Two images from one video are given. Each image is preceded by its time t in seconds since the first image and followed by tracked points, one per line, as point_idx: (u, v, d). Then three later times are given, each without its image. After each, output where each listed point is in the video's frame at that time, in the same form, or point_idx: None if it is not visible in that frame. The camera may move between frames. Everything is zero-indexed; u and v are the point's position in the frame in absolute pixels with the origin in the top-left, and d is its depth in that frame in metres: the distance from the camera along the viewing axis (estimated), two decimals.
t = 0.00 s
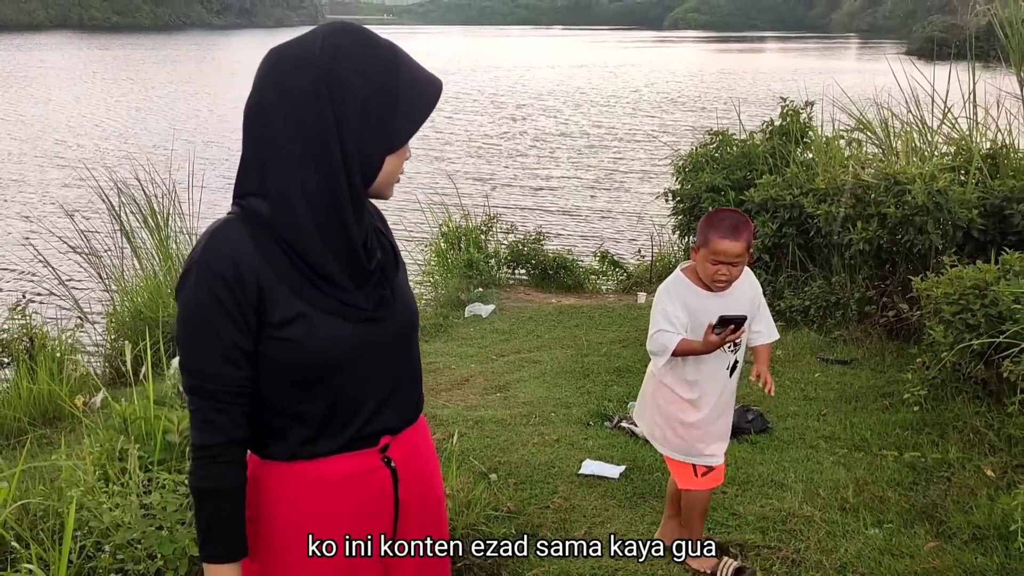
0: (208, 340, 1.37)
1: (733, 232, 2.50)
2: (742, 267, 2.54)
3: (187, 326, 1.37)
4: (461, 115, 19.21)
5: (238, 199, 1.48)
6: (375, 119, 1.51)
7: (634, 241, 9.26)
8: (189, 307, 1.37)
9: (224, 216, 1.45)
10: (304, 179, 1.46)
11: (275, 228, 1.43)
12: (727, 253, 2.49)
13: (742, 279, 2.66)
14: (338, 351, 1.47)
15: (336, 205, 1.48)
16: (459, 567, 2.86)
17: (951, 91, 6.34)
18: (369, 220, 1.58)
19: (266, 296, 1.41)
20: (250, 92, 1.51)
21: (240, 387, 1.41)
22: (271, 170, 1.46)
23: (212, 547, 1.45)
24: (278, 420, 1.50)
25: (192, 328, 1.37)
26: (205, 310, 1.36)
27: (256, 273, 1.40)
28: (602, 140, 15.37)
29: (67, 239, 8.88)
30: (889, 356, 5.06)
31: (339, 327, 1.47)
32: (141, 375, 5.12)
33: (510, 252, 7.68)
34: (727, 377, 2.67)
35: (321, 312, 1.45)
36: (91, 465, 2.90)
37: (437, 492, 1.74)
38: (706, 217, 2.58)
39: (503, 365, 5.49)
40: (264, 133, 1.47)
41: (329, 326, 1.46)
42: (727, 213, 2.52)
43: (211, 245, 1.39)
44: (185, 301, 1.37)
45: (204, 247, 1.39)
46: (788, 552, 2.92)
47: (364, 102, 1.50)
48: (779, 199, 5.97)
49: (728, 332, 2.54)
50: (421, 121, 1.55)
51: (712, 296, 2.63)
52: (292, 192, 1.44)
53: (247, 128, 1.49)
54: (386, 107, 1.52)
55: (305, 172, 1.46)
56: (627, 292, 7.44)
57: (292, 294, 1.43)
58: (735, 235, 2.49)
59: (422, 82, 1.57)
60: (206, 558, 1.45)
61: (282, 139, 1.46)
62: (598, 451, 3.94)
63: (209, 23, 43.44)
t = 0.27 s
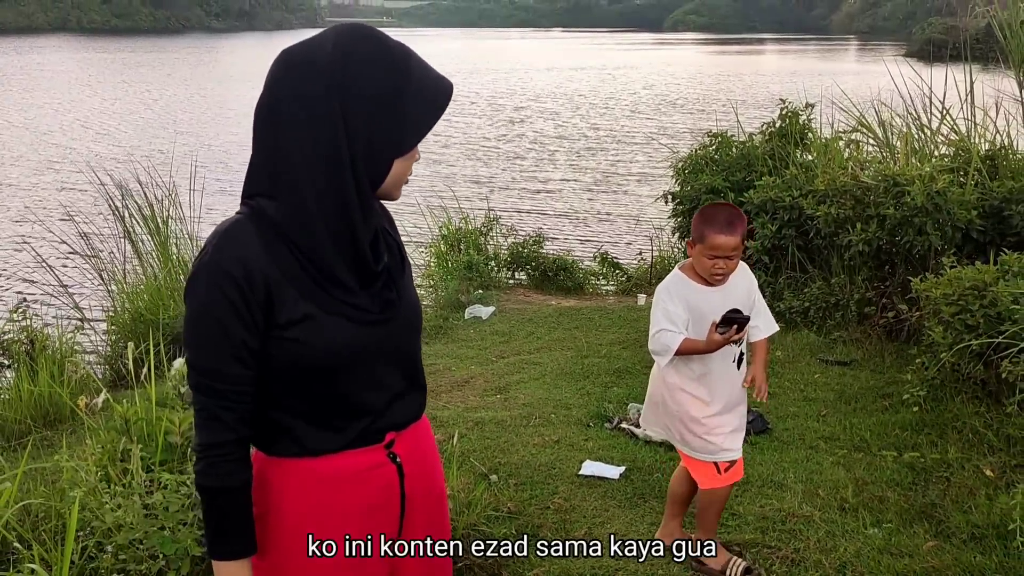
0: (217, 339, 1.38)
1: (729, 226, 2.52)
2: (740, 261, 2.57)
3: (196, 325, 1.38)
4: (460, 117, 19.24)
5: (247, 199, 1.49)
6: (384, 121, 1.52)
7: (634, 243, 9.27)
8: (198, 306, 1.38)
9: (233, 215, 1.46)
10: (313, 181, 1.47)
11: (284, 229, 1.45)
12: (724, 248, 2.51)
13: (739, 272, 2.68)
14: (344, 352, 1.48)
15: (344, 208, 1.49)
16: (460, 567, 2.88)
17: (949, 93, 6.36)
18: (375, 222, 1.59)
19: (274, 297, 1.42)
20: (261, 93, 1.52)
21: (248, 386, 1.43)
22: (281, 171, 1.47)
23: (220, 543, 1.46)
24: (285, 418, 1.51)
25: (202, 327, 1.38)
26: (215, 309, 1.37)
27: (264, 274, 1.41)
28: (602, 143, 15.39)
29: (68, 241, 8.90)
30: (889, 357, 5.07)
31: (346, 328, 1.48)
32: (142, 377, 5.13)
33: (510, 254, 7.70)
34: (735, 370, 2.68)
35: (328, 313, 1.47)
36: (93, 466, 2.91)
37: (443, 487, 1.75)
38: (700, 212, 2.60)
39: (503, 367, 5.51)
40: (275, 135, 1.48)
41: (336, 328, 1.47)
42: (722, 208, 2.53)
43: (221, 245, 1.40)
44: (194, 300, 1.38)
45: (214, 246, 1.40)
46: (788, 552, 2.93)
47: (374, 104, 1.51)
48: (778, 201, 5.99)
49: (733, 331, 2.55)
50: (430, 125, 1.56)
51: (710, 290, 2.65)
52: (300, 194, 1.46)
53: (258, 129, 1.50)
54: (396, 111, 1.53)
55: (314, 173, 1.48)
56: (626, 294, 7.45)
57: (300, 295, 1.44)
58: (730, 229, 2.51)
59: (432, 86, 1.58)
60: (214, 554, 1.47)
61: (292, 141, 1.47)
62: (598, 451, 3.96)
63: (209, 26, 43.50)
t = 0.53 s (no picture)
0: (232, 341, 1.38)
1: (735, 236, 2.48)
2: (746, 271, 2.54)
3: (210, 328, 1.38)
4: (459, 120, 19.27)
5: (254, 202, 1.50)
6: (388, 124, 1.54)
7: (632, 245, 9.29)
8: (212, 309, 1.38)
9: (241, 219, 1.46)
10: (321, 184, 1.48)
11: (294, 232, 1.45)
12: (730, 259, 2.48)
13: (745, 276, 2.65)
14: (355, 351, 1.49)
15: (352, 209, 1.50)
16: (458, 569, 2.88)
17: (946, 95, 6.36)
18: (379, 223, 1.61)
19: (287, 298, 1.43)
20: (265, 98, 1.52)
21: (262, 387, 1.43)
22: (289, 174, 1.47)
23: (242, 546, 1.47)
24: (297, 419, 1.51)
25: (217, 330, 1.38)
26: (229, 312, 1.37)
27: (277, 275, 1.42)
28: (600, 146, 15.41)
29: (66, 245, 8.91)
30: (886, 359, 5.08)
31: (355, 328, 1.50)
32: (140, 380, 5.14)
33: (508, 257, 7.71)
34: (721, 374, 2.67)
35: (339, 313, 1.47)
36: (92, 469, 2.92)
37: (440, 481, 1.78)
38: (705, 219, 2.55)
39: (501, 369, 5.52)
40: (281, 140, 1.48)
41: (346, 328, 1.48)
42: (728, 216, 2.48)
43: (233, 248, 1.40)
44: (208, 303, 1.38)
45: (226, 249, 1.40)
46: (785, 553, 2.94)
47: (378, 107, 1.53)
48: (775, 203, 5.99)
49: (733, 339, 2.55)
50: (433, 127, 1.58)
51: (714, 297, 2.62)
52: (310, 197, 1.47)
53: (263, 134, 1.50)
54: (399, 113, 1.54)
55: (322, 176, 1.49)
56: (624, 296, 7.47)
57: (312, 295, 1.45)
58: (736, 239, 2.47)
59: (433, 88, 1.59)
60: (239, 558, 1.48)
61: (300, 144, 1.48)
62: (596, 453, 3.97)
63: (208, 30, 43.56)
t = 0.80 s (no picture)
0: (246, 341, 1.38)
1: (731, 241, 2.41)
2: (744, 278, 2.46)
3: (223, 328, 1.37)
4: (457, 123, 19.29)
5: (260, 202, 1.49)
6: (392, 124, 1.55)
7: (630, 247, 9.30)
8: (225, 309, 1.37)
9: (248, 220, 1.46)
10: (329, 183, 1.49)
11: (303, 231, 1.46)
12: (726, 265, 2.41)
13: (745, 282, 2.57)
14: (363, 349, 1.51)
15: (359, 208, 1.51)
16: (458, 571, 2.88)
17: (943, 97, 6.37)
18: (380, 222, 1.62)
19: (297, 297, 1.43)
20: (268, 99, 1.52)
21: (275, 387, 1.43)
22: (296, 174, 1.48)
23: (262, 546, 1.47)
24: (306, 418, 1.51)
25: (231, 330, 1.37)
26: (244, 312, 1.37)
27: (289, 274, 1.42)
28: (599, 149, 15.43)
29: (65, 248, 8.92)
30: (884, 361, 5.08)
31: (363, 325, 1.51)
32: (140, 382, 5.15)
33: (507, 259, 7.73)
34: (716, 385, 2.62)
35: (348, 311, 1.48)
36: (92, 471, 2.93)
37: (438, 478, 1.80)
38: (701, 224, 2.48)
39: (500, 371, 5.52)
40: (288, 141, 1.49)
41: (355, 325, 1.49)
42: (724, 221, 2.41)
43: (244, 248, 1.40)
44: (219, 303, 1.38)
45: (237, 250, 1.40)
46: (784, 554, 2.95)
47: (381, 108, 1.54)
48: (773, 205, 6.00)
49: (734, 345, 2.50)
50: (432, 128, 1.60)
51: (711, 304, 2.57)
52: (319, 197, 1.47)
53: (267, 136, 1.50)
54: (402, 114, 1.56)
55: (329, 176, 1.49)
56: (623, 298, 7.47)
57: (322, 294, 1.46)
58: (733, 244, 2.40)
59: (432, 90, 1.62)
60: (263, 557, 1.48)
61: (306, 145, 1.48)
62: (595, 455, 3.97)
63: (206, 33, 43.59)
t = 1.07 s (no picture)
0: (249, 341, 1.39)
1: (726, 247, 2.38)
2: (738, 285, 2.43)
3: (226, 328, 1.38)
4: (454, 127, 19.31)
5: (262, 204, 1.51)
6: (394, 127, 1.56)
7: (627, 251, 9.32)
8: (229, 309, 1.38)
9: (251, 222, 1.47)
10: (332, 185, 1.50)
11: (306, 233, 1.47)
12: (718, 271, 2.38)
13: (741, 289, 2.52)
14: (364, 350, 1.52)
15: (361, 210, 1.52)
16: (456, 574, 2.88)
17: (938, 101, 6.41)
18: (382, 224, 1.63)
19: (300, 298, 1.44)
20: (272, 103, 1.53)
21: (278, 387, 1.44)
22: (299, 176, 1.49)
23: (264, 544, 1.48)
24: (309, 419, 1.52)
25: (234, 330, 1.38)
26: (247, 312, 1.38)
27: (291, 275, 1.43)
28: (595, 152, 15.46)
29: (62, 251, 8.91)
30: (880, 364, 5.10)
31: (365, 326, 1.52)
32: (139, 386, 5.15)
33: (504, 262, 7.75)
34: (713, 397, 2.55)
35: (349, 311, 1.49)
36: (91, 474, 2.93)
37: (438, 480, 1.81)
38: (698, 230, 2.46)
39: (498, 374, 5.53)
40: (291, 144, 1.49)
41: (358, 326, 1.51)
42: (720, 227, 2.38)
43: (247, 249, 1.41)
44: (223, 304, 1.39)
45: (241, 251, 1.41)
46: (781, 556, 2.96)
47: (384, 111, 1.55)
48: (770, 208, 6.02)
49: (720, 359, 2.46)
50: (434, 131, 1.61)
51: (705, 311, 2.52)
52: (321, 199, 1.48)
53: (270, 139, 1.51)
54: (404, 118, 1.57)
55: (332, 178, 1.50)
56: (620, 301, 7.48)
57: (324, 294, 1.47)
58: (727, 250, 2.37)
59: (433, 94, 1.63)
60: (264, 556, 1.48)
61: (310, 148, 1.49)
62: (592, 458, 3.98)
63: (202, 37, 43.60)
